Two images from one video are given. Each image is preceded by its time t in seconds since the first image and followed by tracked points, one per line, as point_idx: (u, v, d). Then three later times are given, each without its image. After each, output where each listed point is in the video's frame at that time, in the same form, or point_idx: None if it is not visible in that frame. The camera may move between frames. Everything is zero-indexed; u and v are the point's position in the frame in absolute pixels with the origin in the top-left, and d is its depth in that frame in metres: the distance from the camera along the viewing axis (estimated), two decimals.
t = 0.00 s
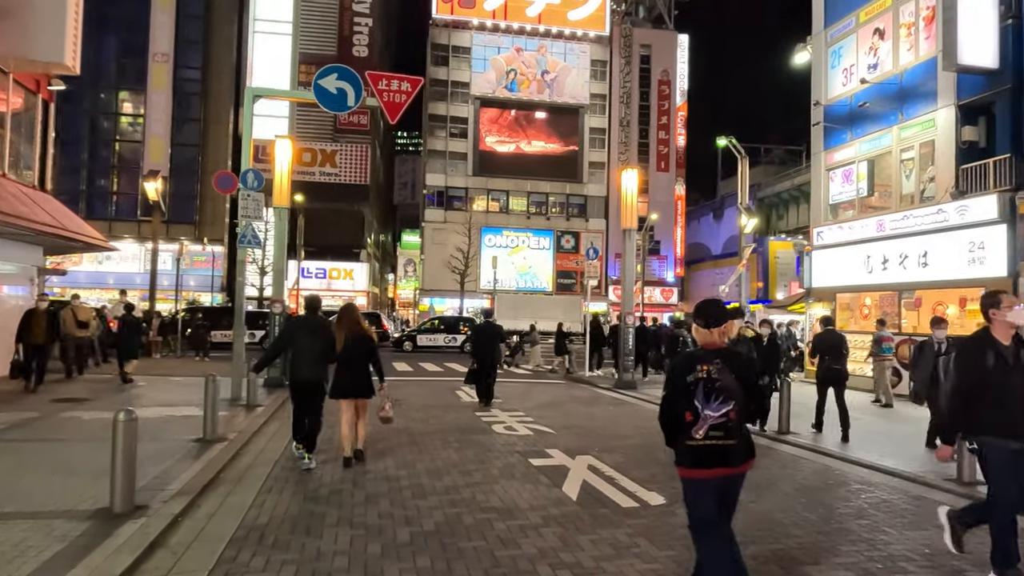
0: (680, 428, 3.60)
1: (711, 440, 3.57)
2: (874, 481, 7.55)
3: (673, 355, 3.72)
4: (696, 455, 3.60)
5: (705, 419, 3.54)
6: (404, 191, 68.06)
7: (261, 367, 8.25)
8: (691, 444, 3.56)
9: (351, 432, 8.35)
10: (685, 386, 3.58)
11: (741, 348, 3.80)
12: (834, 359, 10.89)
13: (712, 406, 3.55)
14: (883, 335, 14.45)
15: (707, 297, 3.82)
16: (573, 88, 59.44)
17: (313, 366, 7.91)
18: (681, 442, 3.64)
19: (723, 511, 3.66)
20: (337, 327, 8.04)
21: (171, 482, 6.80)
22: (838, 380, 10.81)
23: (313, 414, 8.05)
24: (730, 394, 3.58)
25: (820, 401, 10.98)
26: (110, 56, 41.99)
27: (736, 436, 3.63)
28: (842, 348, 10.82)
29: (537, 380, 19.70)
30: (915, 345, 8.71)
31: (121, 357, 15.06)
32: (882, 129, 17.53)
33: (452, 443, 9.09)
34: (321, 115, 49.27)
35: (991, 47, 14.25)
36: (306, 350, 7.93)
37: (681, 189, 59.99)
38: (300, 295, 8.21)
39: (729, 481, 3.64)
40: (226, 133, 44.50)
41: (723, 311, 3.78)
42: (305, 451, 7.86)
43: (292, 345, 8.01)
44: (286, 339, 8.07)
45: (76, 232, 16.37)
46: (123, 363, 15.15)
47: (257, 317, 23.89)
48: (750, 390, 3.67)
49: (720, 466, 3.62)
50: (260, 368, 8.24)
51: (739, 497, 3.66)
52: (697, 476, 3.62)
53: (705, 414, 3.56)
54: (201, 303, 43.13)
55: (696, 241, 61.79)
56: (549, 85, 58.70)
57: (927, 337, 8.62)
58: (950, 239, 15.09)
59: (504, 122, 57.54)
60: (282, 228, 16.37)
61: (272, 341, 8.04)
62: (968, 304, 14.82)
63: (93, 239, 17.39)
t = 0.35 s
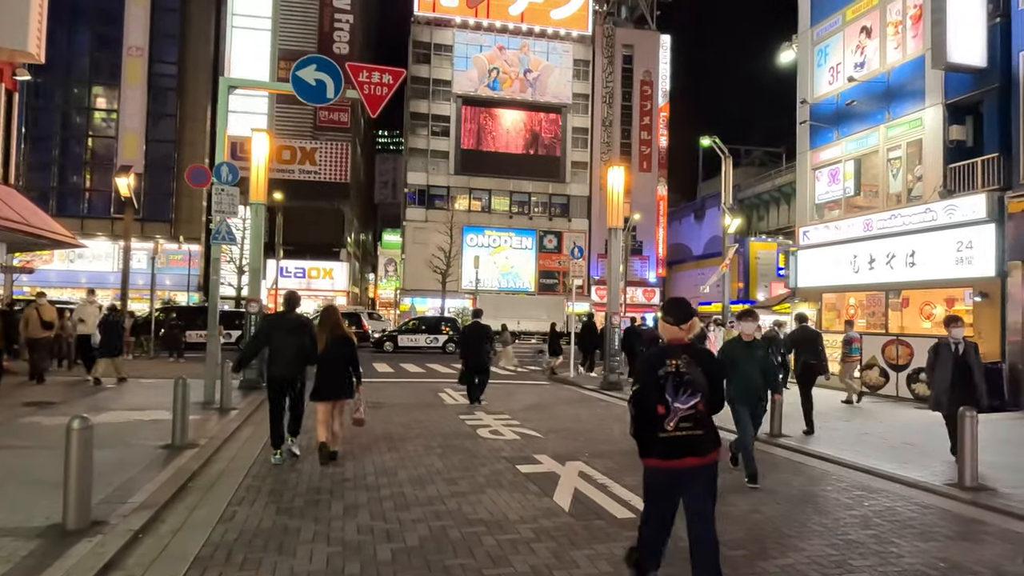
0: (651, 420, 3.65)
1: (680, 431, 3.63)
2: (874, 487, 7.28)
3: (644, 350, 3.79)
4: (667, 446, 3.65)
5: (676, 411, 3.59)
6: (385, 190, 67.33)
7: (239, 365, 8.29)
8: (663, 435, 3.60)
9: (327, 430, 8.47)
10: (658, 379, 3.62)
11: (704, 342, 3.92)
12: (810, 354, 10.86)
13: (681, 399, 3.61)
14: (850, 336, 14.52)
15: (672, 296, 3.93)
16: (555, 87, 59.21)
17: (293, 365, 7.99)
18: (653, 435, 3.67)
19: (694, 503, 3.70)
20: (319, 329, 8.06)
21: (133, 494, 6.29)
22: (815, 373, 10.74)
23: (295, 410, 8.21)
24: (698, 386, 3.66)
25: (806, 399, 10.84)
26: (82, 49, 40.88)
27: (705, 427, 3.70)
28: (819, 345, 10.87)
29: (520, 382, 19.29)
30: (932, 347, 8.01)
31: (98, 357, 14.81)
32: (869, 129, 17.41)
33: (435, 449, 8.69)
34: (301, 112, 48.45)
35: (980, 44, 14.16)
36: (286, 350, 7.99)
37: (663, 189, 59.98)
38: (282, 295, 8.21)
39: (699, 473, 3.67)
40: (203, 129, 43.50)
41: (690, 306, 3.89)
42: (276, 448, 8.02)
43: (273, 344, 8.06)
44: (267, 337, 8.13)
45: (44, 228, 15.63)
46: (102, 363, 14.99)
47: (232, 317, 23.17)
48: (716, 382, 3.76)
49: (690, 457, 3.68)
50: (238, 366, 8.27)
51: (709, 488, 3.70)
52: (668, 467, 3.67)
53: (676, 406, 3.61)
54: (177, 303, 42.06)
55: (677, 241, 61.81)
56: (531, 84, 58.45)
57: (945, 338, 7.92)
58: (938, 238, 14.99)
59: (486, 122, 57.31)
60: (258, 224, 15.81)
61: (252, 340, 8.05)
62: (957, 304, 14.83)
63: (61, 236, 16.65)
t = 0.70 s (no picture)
0: (606, 407, 4.09)
1: (632, 419, 4.03)
2: (874, 492, 7.03)
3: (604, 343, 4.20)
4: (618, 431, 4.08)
5: (624, 401, 4.00)
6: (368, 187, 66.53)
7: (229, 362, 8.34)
8: (614, 422, 4.02)
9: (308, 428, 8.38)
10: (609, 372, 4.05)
11: (664, 338, 4.21)
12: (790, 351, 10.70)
13: (632, 389, 4.02)
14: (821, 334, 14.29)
15: (633, 295, 4.27)
16: (540, 84, 58.91)
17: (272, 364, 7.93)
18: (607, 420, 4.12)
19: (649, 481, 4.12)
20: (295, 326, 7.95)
21: (94, 505, 5.87)
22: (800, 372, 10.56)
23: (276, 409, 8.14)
24: (650, 377, 4.03)
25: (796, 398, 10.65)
26: (56, 40, 39.84)
27: (657, 415, 4.07)
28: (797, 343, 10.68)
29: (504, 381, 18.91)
30: (953, 349, 7.46)
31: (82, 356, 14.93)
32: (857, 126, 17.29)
33: (419, 452, 8.33)
34: (282, 107, 47.52)
35: (970, 40, 14.05)
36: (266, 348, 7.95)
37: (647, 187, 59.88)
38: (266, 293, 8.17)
39: (653, 455, 4.08)
40: (182, 123, 42.48)
41: (647, 302, 4.22)
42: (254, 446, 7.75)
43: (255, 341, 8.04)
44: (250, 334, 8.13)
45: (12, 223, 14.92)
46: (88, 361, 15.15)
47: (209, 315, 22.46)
48: (669, 376, 4.11)
49: (643, 441, 4.08)
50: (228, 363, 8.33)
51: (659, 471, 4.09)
52: (622, 452, 4.08)
53: (627, 396, 4.02)
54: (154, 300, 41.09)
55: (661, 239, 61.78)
56: (516, 80, 58.09)
57: (967, 340, 7.46)
58: (927, 236, 14.90)
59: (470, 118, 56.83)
60: (235, 219, 15.29)
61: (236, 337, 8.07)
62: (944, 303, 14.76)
63: (30, 231, 15.93)
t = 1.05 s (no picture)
0: (573, 403, 4.23)
1: (598, 415, 4.16)
2: (874, 498, 6.78)
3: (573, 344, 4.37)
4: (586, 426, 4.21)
5: (592, 397, 4.15)
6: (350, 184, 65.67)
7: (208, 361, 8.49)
8: (581, 418, 4.18)
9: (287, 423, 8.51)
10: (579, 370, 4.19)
11: (630, 338, 4.35)
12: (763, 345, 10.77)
13: (600, 386, 4.15)
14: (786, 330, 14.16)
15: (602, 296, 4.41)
16: (524, 82, 58.56)
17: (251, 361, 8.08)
18: (575, 417, 4.26)
19: (617, 476, 4.21)
20: (268, 325, 8.07)
21: (44, 520, 5.41)
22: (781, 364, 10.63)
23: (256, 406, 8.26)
24: (617, 375, 4.17)
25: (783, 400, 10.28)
26: (29, 33, 38.76)
27: (622, 411, 4.19)
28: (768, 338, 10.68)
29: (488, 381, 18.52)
30: (967, 350, 7.04)
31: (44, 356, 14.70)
32: (844, 124, 17.15)
33: (399, 459, 7.94)
34: (262, 103, 46.00)
35: (960, 37, 13.93)
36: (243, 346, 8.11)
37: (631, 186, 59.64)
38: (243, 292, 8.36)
39: (618, 451, 4.19)
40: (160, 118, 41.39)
41: (616, 304, 4.36)
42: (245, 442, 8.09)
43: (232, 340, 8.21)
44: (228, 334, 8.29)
45: None
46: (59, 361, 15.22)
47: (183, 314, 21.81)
48: (635, 374, 4.24)
49: (609, 437, 4.19)
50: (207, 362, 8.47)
51: (626, 467, 4.20)
52: (589, 447, 4.21)
53: (594, 393, 4.16)
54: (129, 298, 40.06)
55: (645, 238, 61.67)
56: (499, 77, 57.67)
57: (983, 340, 6.96)
58: (915, 235, 14.78)
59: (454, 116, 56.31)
60: (210, 214, 14.74)
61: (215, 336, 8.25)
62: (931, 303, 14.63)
63: None
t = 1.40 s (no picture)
0: (544, 404, 4.46)
1: (569, 415, 4.40)
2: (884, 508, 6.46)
3: (545, 346, 4.62)
4: (556, 424, 4.44)
5: (562, 398, 4.38)
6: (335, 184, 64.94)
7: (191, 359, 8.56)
8: (552, 417, 4.41)
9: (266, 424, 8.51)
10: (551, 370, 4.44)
11: (598, 342, 4.66)
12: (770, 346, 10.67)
13: (570, 387, 4.40)
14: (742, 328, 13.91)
15: (570, 302, 4.72)
16: (511, 82, 58.21)
17: (236, 360, 8.17)
18: (546, 416, 4.48)
19: (586, 472, 4.42)
20: (254, 326, 8.14)
21: None
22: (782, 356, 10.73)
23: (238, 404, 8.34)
24: (586, 377, 4.42)
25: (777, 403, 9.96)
26: (5, 27, 37.74)
27: (590, 412, 4.43)
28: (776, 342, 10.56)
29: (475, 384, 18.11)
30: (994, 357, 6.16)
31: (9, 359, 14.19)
32: (836, 123, 16.97)
33: (384, 467, 7.53)
34: (244, 101, 45.54)
35: (955, 35, 13.77)
36: (229, 345, 8.21)
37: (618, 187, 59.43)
38: (231, 292, 8.48)
39: (587, 450, 4.42)
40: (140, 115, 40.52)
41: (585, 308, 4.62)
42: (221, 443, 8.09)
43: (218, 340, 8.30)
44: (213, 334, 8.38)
45: None
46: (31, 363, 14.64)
47: (164, 314, 21.13)
48: (603, 376, 4.50)
49: (577, 436, 4.42)
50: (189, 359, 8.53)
51: (594, 464, 4.42)
52: (559, 443, 4.45)
53: (565, 394, 4.40)
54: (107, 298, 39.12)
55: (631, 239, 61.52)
56: (486, 78, 57.37)
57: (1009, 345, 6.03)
58: (910, 235, 14.59)
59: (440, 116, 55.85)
60: (188, 211, 14.24)
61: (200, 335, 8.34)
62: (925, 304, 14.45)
63: None
